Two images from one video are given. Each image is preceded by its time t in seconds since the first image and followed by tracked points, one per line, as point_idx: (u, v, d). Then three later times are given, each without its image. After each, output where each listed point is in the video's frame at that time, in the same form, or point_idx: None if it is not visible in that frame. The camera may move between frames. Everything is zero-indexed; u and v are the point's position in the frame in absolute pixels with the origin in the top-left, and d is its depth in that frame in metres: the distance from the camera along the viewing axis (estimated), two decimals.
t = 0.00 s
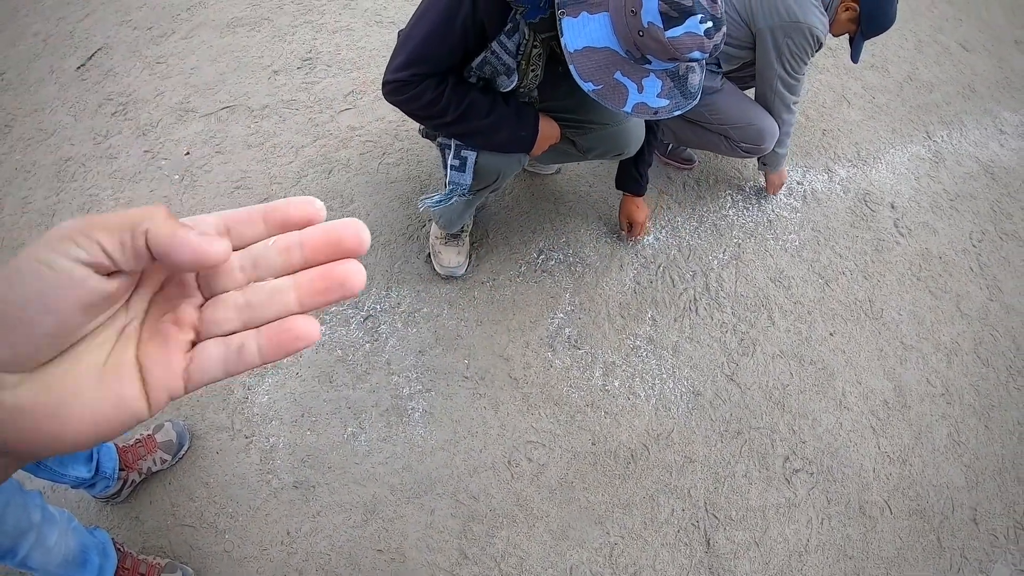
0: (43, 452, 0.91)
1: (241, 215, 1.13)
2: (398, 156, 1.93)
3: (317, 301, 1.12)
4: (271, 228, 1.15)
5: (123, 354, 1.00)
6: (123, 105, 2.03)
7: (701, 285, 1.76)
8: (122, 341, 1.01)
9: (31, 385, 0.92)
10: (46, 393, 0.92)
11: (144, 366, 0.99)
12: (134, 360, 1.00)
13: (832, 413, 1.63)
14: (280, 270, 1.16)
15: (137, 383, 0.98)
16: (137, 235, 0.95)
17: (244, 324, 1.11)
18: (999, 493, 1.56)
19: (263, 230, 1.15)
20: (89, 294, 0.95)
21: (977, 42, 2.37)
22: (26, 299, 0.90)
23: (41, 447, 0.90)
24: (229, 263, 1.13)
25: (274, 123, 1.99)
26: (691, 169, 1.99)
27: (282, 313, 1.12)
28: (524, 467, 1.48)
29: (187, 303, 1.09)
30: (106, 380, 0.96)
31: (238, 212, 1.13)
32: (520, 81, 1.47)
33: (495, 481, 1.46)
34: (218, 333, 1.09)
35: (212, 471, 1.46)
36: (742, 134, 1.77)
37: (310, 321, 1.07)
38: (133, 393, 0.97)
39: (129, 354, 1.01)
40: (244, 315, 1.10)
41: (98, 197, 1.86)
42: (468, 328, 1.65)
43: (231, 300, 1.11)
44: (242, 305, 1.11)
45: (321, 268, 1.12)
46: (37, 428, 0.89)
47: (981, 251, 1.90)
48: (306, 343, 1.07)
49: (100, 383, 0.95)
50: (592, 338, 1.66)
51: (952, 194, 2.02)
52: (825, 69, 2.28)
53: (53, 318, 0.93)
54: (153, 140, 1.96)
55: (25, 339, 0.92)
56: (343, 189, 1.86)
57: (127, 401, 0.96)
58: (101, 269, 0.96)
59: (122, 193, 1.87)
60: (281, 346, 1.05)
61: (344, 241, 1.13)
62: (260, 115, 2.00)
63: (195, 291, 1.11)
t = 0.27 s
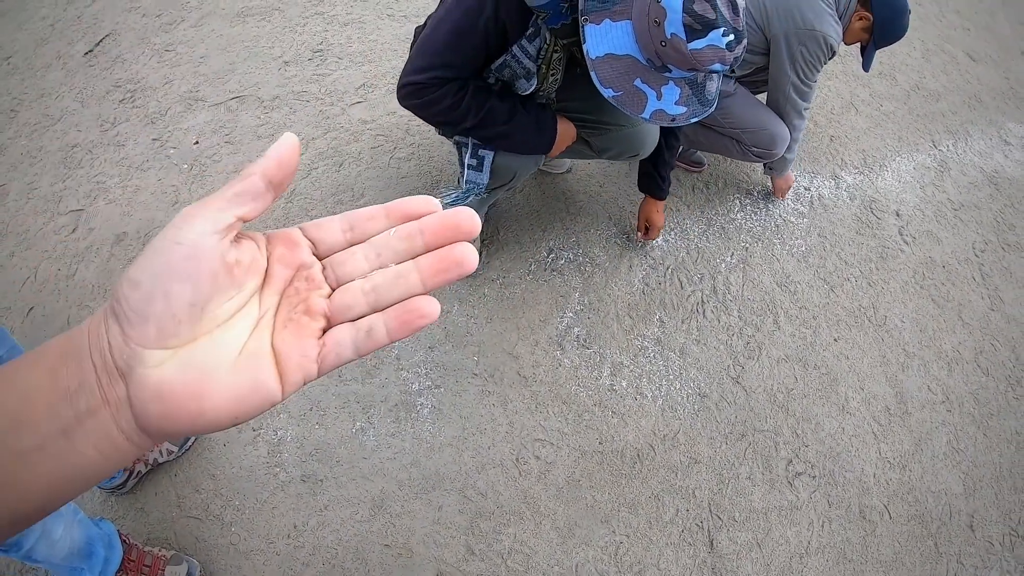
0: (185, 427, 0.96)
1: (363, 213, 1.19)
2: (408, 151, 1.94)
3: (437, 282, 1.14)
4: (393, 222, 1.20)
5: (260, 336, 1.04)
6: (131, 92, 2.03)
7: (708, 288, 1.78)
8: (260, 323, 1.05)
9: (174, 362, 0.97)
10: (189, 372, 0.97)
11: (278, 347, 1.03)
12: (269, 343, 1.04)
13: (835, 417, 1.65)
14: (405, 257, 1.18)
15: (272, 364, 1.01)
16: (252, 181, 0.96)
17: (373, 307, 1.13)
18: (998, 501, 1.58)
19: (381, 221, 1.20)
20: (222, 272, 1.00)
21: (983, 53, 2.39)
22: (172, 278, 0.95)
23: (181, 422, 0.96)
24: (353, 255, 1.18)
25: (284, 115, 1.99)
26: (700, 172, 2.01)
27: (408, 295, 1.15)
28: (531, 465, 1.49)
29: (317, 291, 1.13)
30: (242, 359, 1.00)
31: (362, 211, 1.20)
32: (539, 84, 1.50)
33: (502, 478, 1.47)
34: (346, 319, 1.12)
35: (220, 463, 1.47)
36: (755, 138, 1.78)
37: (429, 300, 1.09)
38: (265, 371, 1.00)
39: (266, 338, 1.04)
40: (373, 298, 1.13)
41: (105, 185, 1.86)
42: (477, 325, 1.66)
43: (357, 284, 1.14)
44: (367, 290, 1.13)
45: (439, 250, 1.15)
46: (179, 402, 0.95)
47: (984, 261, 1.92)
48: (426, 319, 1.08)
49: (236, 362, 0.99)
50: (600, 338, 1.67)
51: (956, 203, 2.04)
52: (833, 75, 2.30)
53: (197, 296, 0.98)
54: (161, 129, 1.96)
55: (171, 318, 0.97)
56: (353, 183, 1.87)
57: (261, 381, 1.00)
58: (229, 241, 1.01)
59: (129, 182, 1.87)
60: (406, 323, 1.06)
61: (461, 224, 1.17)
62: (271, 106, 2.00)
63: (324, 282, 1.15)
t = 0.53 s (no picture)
0: (199, 440, 0.99)
1: (391, 221, 1.24)
2: (414, 144, 1.93)
3: (468, 295, 1.22)
4: (422, 229, 1.26)
5: (277, 348, 1.06)
6: (135, 77, 2.01)
7: (712, 290, 1.77)
8: (276, 334, 1.08)
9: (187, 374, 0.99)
10: (205, 385, 0.99)
11: (296, 359, 1.06)
12: (287, 354, 1.06)
13: (835, 424, 1.64)
14: (435, 268, 1.24)
15: (289, 376, 1.04)
16: (264, 181, 0.98)
17: (402, 318, 1.20)
18: (995, 512, 1.57)
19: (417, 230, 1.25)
20: (235, 284, 1.02)
21: (992, 62, 2.38)
22: (185, 289, 0.97)
23: (193, 436, 0.99)
24: (383, 264, 1.22)
25: (289, 104, 1.98)
26: (707, 174, 2.00)
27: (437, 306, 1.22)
28: (530, 464, 1.49)
29: (341, 301, 1.17)
30: (259, 371, 1.03)
31: (388, 218, 1.24)
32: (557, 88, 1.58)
33: (501, 477, 1.47)
34: (373, 330, 1.18)
35: (217, 454, 1.46)
36: (764, 141, 1.77)
37: (456, 316, 1.17)
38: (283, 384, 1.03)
39: (283, 349, 1.07)
40: (403, 309, 1.19)
41: (107, 170, 1.85)
42: (480, 321, 1.65)
43: (387, 294, 1.19)
44: (398, 300, 1.20)
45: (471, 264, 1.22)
46: (194, 414, 0.98)
47: (988, 271, 1.92)
48: (455, 333, 1.15)
49: (253, 374, 1.02)
50: (602, 338, 1.66)
51: (961, 212, 2.03)
52: (842, 79, 2.29)
53: (211, 308, 1.00)
54: (165, 115, 1.95)
55: (184, 329, 0.99)
56: (358, 174, 1.85)
57: (278, 393, 1.03)
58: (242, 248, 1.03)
59: (131, 168, 1.85)
60: (434, 338, 1.13)
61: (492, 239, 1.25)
62: (276, 95, 1.99)
63: (346, 291, 1.19)
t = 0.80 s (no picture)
0: (230, 442, 0.93)
1: (445, 215, 1.21)
2: (421, 134, 1.91)
3: (526, 290, 1.17)
4: (475, 220, 1.22)
5: (318, 345, 1.01)
6: (139, 61, 1.99)
7: (717, 288, 1.76)
8: (317, 330, 1.02)
9: (220, 370, 0.93)
10: (239, 382, 0.93)
11: (340, 357, 1.01)
12: (330, 353, 1.01)
13: (836, 425, 1.64)
14: (489, 262, 1.20)
15: (331, 376, 0.99)
16: (302, 158, 0.93)
17: (455, 315, 1.15)
18: (993, 517, 1.57)
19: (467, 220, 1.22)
20: (273, 276, 0.97)
21: (1000, 66, 2.38)
22: (221, 278, 0.92)
23: (224, 438, 0.92)
24: (436, 258, 1.19)
25: (295, 90, 1.96)
26: (714, 171, 1.99)
27: (494, 304, 1.17)
28: (531, 459, 1.48)
29: (388, 297, 1.12)
30: (299, 369, 0.97)
31: (440, 210, 1.21)
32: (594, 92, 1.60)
33: (502, 471, 1.46)
34: (424, 327, 1.13)
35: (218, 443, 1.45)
36: (773, 141, 1.77)
37: (514, 314, 1.11)
38: (322, 384, 0.97)
39: (324, 348, 1.01)
40: (458, 306, 1.15)
41: (109, 154, 1.83)
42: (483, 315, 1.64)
43: (441, 290, 1.15)
44: (451, 297, 1.15)
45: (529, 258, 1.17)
46: (227, 414, 0.92)
47: (991, 277, 1.91)
48: (513, 333, 1.11)
49: (291, 372, 0.96)
50: (606, 333, 1.66)
51: (966, 217, 2.02)
52: (850, 80, 2.28)
53: (247, 299, 0.94)
54: (169, 99, 1.93)
55: (219, 321, 0.93)
56: (363, 163, 1.84)
57: (317, 395, 0.97)
58: (279, 234, 0.98)
59: (134, 152, 1.84)
60: (491, 336, 1.09)
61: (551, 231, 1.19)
62: (281, 81, 1.98)
63: (393, 287, 1.14)
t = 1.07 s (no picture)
0: (238, 445, 0.92)
1: (462, 212, 1.19)
2: (424, 123, 1.90)
3: (547, 291, 1.14)
4: (494, 218, 1.20)
5: (329, 345, 1.00)
6: (141, 45, 1.98)
7: (718, 284, 1.76)
8: (327, 330, 1.01)
9: (226, 371, 0.92)
10: (248, 383, 0.92)
11: (350, 359, 1.00)
12: (340, 355, 0.99)
13: (835, 424, 1.64)
14: (508, 261, 1.18)
15: (340, 378, 0.97)
16: (310, 147, 0.92)
17: (473, 317, 1.13)
18: (989, 520, 1.57)
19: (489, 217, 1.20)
20: (280, 275, 0.96)
21: (1005, 69, 2.37)
22: (228, 278, 0.91)
23: (232, 439, 0.92)
24: (453, 256, 1.17)
25: (298, 77, 1.95)
26: (718, 167, 1.98)
27: (514, 305, 1.15)
28: (529, 452, 1.48)
29: (402, 297, 1.11)
30: (308, 370, 0.96)
31: (457, 207, 1.19)
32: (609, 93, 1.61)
33: (500, 464, 1.46)
34: (440, 329, 1.11)
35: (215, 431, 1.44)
36: (779, 139, 1.76)
37: (534, 316, 1.09)
38: (331, 386, 0.96)
39: (335, 349, 1.00)
40: (475, 307, 1.13)
41: (110, 139, 1.82)
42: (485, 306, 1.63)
43: (459, 290, 1.13)
44: (468, 297, 1.13)
45: (550, 258, 1.15)
46: (235, 416, 0.91)
47: (991, 280, 1.91)
48: (533, 336, 1.09)
49: (300, 374, 0.95)
50: (607, 327, 1.65)
51: (968, 219, 2.02)
52: (855, 79, 2.27)
53: (255, 299, 0.94)
54: (170, 84, 1.91)
55: (226, 321, 0.92)
56: (365, 151, 1.83)
57: (326, 397, 0.95)
58: (287, 228, 0.96)
59: (135, 137, 1.83)
60: (509, 339, 1.07)
61: (571, 229, 1.18)
62: (284, 68, 1.96)
63: (407, 286, 1.13)
